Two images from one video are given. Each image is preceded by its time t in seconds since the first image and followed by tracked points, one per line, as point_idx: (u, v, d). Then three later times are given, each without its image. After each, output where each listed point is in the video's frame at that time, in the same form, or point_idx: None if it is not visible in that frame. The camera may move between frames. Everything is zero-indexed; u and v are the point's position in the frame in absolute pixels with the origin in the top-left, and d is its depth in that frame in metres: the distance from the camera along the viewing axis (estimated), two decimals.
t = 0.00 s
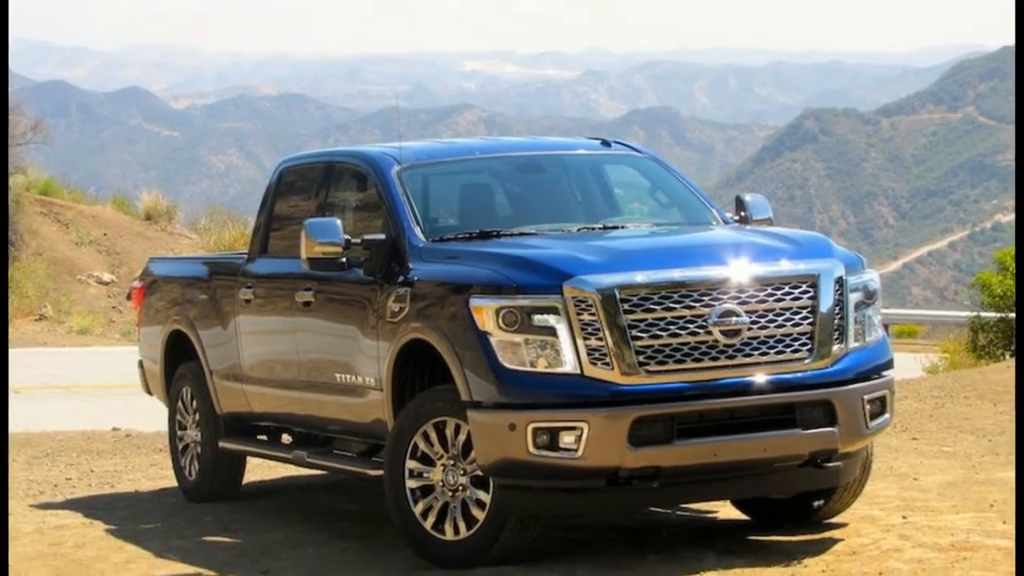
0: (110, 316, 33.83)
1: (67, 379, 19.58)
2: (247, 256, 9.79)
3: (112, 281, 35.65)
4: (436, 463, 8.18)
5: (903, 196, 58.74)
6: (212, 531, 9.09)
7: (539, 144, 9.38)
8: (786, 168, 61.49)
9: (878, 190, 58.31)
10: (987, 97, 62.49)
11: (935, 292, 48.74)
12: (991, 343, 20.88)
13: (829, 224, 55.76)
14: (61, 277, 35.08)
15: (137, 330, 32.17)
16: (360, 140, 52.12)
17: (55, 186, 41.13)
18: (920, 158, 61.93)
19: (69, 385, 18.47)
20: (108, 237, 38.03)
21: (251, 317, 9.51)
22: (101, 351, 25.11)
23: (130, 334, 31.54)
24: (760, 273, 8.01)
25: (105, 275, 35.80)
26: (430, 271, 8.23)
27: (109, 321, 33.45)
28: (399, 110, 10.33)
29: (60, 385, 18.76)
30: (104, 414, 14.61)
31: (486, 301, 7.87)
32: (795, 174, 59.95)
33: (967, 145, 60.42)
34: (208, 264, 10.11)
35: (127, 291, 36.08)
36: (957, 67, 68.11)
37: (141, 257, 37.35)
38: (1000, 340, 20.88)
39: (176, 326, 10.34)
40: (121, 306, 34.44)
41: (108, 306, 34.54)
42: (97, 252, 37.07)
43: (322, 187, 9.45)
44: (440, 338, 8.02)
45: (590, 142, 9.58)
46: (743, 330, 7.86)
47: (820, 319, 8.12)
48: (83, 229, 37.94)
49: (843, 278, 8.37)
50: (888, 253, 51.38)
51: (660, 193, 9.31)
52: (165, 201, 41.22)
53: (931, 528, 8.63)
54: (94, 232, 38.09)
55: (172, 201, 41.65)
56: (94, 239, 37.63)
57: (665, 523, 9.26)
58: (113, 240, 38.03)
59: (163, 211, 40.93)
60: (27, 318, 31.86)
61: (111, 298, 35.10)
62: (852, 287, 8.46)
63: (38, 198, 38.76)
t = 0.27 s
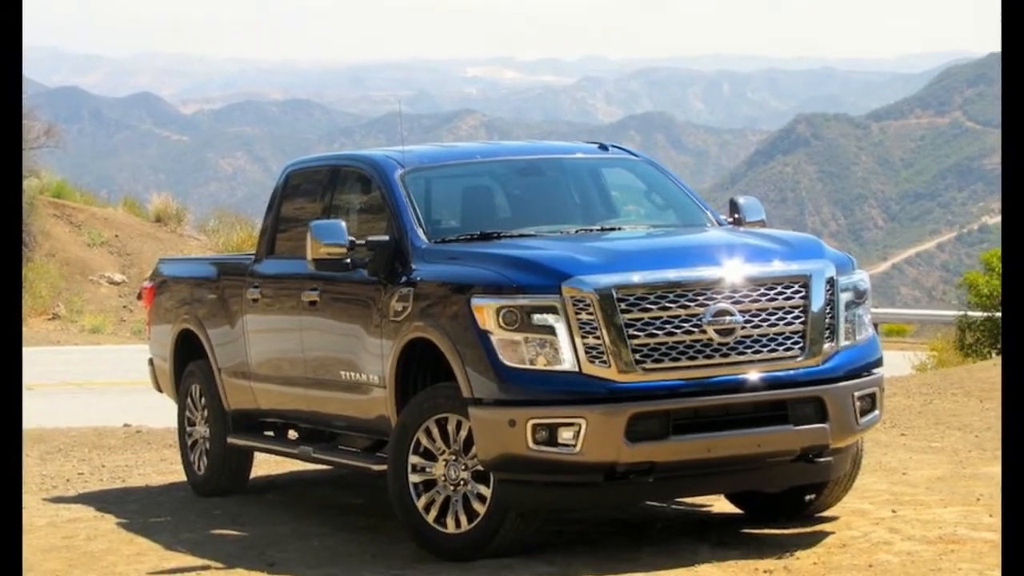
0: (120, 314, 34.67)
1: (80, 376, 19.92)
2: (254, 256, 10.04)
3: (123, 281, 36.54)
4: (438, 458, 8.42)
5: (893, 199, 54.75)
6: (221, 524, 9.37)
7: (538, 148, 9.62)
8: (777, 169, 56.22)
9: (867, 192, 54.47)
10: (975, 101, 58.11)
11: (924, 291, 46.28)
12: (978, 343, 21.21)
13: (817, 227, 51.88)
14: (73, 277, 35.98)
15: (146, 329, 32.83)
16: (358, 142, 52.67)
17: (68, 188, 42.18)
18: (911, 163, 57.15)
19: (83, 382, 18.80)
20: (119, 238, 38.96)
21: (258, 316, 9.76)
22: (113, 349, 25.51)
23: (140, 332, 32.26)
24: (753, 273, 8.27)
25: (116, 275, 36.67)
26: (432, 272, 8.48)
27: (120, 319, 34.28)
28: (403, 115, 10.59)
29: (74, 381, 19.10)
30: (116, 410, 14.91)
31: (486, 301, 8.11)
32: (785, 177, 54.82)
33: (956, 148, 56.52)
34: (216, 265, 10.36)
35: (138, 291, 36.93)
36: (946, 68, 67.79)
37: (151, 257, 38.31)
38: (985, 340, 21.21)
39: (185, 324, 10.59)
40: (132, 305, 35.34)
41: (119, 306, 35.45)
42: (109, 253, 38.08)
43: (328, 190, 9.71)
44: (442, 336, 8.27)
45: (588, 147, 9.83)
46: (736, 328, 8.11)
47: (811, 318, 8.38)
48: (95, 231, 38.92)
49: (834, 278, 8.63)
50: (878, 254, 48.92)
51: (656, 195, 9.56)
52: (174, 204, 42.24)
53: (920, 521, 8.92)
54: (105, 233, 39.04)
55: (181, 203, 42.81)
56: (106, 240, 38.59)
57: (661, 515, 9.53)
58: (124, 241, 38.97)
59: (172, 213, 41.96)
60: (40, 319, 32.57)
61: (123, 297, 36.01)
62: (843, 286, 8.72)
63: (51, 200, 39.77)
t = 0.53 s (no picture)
0: (132, 314, 35.36)
1: (93, 373, 20.25)
2: (262, 257, 10.29)
3: (134, 281, 37.26)
4: (440, 453, 8.67)
5: (882, 200, 51.97)
6: (229, 518, 9.67)
7: (537, 152, 9.88)
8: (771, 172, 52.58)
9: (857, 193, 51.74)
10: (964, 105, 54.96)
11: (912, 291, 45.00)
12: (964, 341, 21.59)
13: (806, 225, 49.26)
14: (85, 277, 36.68)
15: (157, 327, 33.54)
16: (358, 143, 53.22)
17: (81, 191, 42.85)
18: (901, 165, 53.80)
19: (94, 380, 19.10)
20: (130, 239, 39.81)
21: (266, 315, 10.02)
22: (121, 347, 25.87)
23: (151, 332, 32.83)
24: (746, 273, 8.53)
25: (127, 276, 37.45)
26: (435, 273, 8.74)
27: (131, 318, 34.96)
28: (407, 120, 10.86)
29: (87, 378, 19.43)
30: (125, 406, 15.20)
31: (487, 300, 8.37)
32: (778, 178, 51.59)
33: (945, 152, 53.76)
34: (224, 266, 10.62)
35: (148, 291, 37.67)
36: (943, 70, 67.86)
37: (162, 257, 39.14)
38: (972, 338, 21.55)
39: (195, 324, 10.85)
40: (142, 305, 36.06)
41: (130, 305, 36.17)
42: (120, 254, 38.86)
43: (333, 193, 9.98)
44: (444, 335, 8.53)
45: (586, 150, 10.08)
46: (730, 328, 8.36)
47: (802, 317, 8.65)
48: (107, 233, 39.74)
49: (825, 278, 8.89)
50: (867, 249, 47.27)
51: (652, 198, 9.82)
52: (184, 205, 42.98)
53: (908, 515, 9.20)
54: (118, 234, 39.97)
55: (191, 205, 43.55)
56: (118, 242, 39.42)
57: (657, 509, 9.79)
58: (135, 242, 39.83)
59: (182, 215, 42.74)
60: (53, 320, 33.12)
61: (134, 296, 36.73)
62: (833, 286, 8.98)
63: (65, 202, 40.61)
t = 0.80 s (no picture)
0: (143, 313, 36.21)
1: (106, 371, 20.62)
2: (269, 258, 10.57)
3: (146, 282, 38.23)
4: (442, 448, 8.93)
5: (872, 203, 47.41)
6: (238, 511, 9.98)
7: (536, 156, 10.16)
8: (760, 178, 48.25)
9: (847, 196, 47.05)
10: (951, 111, 51.66)
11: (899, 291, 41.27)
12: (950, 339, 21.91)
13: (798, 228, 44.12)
14: (97, 277, 37.71)
15: (167, 327, 34.13)
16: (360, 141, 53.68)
17: (93, 194, 43.84)
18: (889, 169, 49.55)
19: (107, 377, 19.46)
20: (142, 241, 40.86)
21: (273, 313, 10.30)
22: (132, 346, 26.25)
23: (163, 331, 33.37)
24: (739, 274, 8.81)
25: (138, 276, 38.43)
26: (437, 273, 9.01)
27: (143, 317, 35.78)
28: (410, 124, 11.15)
29: (100, 376, 19.81)
30: (136, 402, 15.52)
31: (488, 300, 8.64)
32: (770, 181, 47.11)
33: (933, 157, 49.34)
34: (233, 267, 10.90)
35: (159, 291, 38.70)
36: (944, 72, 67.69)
37: (173, 258, 40.19)
38: (957, 336, 21.82)
39: (204, 322, 11.14)
40: (153, 304, 36.96)
41: (142, 304, 37.11)
42: (132, 254, 39.91)
43: (339, 196, 10.27)
44: (446, 333, 8.80)
45: (584, 154, 10.36)
46: (723, 326, 8.63)
47: (794, 316, 8.92)
48: (118, 234, 40.78)
49: (815, 279, 9.17)
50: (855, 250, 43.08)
51: (648, 201, 10.10)
52: (193, 207, 44.19)
53: (896, 508, 9.49)
54: (129, 236, 40.92)
55: (200, 208, 44.59)
56: (129, 243, 40.45)
57: (653, 503, 10.09)
58: (146, 243, 40.89)
59: (192, 217, 43.98)
60: (67, 316, 33.91)
61: (145, 296, 37.69)
62: (824, 286, 9.27)
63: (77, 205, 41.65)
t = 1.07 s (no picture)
0: (154, 313, 37.55)
1: (117, 368, 20.96)
2: (276, 259, 10.87)
3: (157, 282, 39.78)
4: (445, 444, 9.21)
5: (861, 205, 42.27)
6: (246, 504, 10.30)
7: (535, 160, 10.44)
8: (753, 178, 42.52)
9: (838, 198, 41.58)
10: (939, 116, 46.70)
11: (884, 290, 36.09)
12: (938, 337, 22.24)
13: (785, 230, 38.43)
14: (110, 278, 39.27)
15: (176, 326, 34.90)
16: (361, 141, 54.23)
17: (106, 197, 45.45)
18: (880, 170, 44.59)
19: (119, 374, 19.81)
20: (153, 242, 42.40)
21: (281, 313, 10.59)
22: (145, 343, 26.72)
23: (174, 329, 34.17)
24: (732, 275, 9.10)
25: (149, 277, 39.96)
26: (439, 273, 9.30)
27: (154, 316, 37.04)
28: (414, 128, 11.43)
29: (113, 373, 20.18)
30: (147, 399, 15.86)
31: (489, 299, 8.93)
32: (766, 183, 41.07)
33: (920, 161, 44.44)
34: (241, 267, 11.19)
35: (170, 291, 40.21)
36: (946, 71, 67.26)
37: (182, 260, 41.62)
38: (946, 336, 22.20)
39: (213, 321, 11.44)
40: (164, 305, 38.35)
41: (152, 304, 38.54)
42: (143, 256, 41.41)
43: (344, 199, 10.56)
44: (448, 332, 9.09)
45: (581, 159, 10.64)
46: (717, 325, 8.93)
47: (786, 315, 9.21)
48: (130, 235, 42.34)
49: (806, 279, 9.46)
50: (842, 253, 36.94)
51: (644, 204, 10.39)
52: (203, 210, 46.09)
53: (885, 501, 9.81)
54: (140, 238, 42.46)
55: (209, 210, 46.50)
56: (140, 244, 42.01)
57: (649, 497, 10.39)
58: (157, 244, 42.43)
59: (201, 220, 45.76)
60: (81, 315, 35.24)
61: (156, 296, 39.18)
62: (815, 286, 9.56)
63: (91, 208, 43.21)
